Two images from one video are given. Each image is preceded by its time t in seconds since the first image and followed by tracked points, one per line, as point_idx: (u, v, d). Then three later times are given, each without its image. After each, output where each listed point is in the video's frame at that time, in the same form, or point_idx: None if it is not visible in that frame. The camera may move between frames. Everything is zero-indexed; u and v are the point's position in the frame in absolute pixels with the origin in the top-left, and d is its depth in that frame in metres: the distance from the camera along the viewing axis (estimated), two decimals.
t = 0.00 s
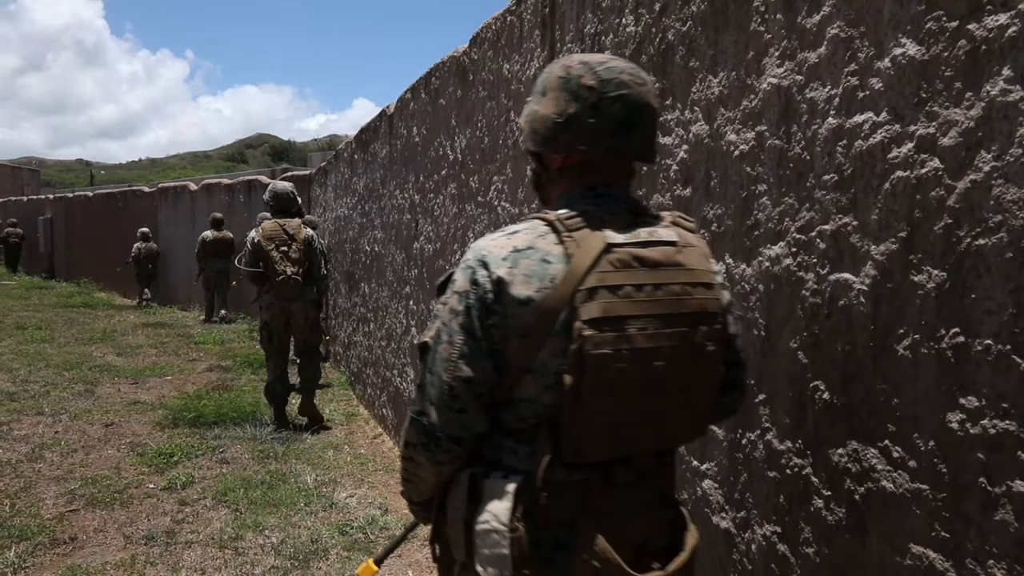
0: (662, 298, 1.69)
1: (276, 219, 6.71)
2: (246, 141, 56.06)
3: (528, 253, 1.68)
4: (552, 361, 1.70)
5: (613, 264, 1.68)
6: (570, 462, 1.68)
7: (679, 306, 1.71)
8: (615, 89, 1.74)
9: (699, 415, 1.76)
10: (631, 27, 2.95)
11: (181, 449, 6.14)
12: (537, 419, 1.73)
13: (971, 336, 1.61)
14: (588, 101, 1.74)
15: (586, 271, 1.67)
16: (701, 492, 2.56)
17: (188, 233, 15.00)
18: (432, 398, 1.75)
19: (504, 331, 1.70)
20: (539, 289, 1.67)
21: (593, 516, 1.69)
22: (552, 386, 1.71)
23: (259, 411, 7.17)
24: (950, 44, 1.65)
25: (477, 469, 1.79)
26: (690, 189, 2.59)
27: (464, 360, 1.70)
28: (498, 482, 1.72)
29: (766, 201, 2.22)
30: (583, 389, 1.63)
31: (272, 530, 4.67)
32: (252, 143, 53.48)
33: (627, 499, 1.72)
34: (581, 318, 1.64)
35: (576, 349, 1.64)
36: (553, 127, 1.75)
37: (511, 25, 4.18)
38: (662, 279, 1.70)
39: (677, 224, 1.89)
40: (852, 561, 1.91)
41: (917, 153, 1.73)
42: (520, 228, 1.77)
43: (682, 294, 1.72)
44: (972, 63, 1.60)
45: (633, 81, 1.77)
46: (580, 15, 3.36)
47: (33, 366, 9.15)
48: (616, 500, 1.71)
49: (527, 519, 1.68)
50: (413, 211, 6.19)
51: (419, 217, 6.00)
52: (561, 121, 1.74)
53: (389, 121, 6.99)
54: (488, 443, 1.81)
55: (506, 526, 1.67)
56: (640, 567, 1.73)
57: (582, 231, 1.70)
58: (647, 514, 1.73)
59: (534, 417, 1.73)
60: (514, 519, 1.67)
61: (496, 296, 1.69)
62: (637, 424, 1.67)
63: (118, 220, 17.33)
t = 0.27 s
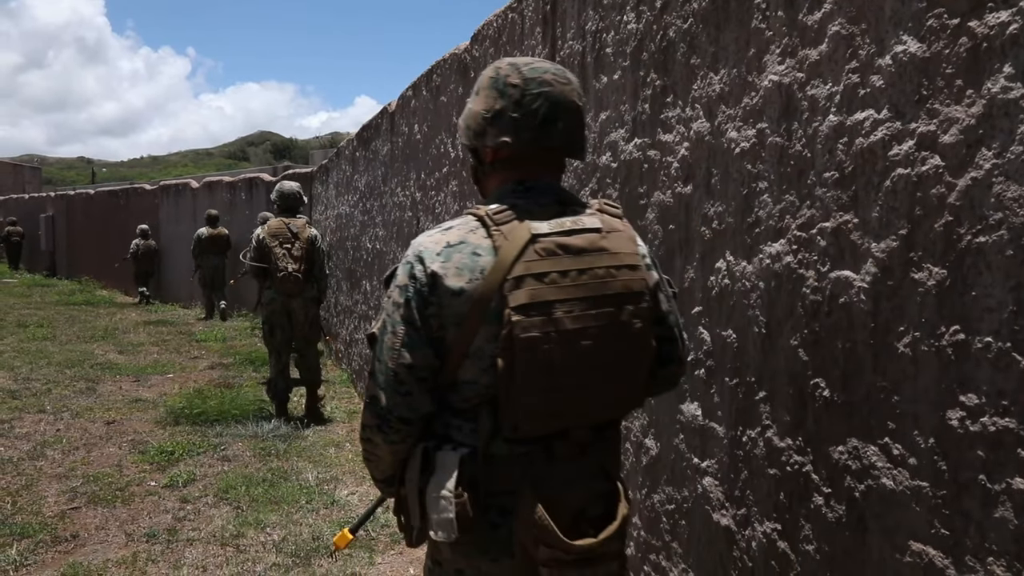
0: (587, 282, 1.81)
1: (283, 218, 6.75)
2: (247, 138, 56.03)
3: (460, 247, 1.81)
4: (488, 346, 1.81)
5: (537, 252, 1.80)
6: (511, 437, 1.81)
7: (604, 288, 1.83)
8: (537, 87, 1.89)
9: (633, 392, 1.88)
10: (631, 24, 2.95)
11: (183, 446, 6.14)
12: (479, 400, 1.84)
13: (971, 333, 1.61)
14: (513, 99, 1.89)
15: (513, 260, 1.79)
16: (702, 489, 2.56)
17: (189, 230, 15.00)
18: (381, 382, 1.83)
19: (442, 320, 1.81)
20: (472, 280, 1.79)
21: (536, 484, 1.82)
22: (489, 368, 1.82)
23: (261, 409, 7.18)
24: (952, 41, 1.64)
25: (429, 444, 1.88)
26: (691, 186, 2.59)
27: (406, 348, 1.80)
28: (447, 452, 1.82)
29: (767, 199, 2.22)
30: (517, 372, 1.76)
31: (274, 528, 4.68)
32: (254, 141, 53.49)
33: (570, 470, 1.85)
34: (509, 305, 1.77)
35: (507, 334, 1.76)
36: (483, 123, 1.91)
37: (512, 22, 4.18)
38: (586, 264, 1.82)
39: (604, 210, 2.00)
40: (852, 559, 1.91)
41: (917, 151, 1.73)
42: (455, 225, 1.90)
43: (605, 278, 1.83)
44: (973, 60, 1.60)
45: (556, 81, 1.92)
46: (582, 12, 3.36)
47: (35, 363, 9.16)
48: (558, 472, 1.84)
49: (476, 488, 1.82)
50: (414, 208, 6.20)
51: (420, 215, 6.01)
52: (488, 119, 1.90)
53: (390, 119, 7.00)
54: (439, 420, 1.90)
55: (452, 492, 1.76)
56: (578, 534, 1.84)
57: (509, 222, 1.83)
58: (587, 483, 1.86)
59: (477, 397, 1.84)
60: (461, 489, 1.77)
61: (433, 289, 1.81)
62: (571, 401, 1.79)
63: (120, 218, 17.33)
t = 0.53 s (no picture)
0: (540, 269, 1.92)
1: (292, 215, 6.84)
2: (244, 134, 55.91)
3: (421, 242, 1.94)
4: (452, 332, 1.93)
5: (493, 243, 1.92)
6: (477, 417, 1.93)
7: (558, 274, 1.94)
8: (489, 91, 2.01)
9: (593, 371, 1.98)
10: (627, 19, 2.95)
11: (179, 442, 6.14)
12: (446, 383, 1.97)
13: (966, 328, 1.61)
14: (467, 102, 2.02)
15: (470, 251, 1.91)
16: (698, 484, 2.56)
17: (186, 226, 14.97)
18: (356, 371, 1.96)
19: (408, 311, 1.94)
20: (433, 272, 1.92)
21: (505, 459, 1.92)
22: (453, 353, 1.94)
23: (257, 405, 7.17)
24: (948, 35, 1.64)
25: (405, 427, 1.99)
26: (687, 181, 2.59)
27: (377, 339, 1.93)
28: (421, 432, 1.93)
29: (763, 194, 2.21)
30: (477, 357, 1.87)
31: (271, 524, 4.67)
32: (250, 136, 53.41)
33: (539, 445, 1.95)
34: (467, 294, 1.89)
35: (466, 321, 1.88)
36: (441, 125, 2.04)
37: (508, 17, 4.17)
38: (539, 252, 1.93)
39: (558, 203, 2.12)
40: (848, 553, 1.91)
41: (914, 145, 1.73)
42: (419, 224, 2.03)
43: (558, 263, 1.94)
44: (970, 55, 1.60)
45: (508, 84, 2.04)
46: (578, 7, 3.35)
47: (31, 359, 9.15)
48: (526, 447, 1.94)
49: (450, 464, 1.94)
50: (411, 204, 6.19)
51: (417, 210, 6.01)
52: (445, 122, 2.03)
53: (386, 114, 6.99)
54: (414, 404, 2.02)
55: (427, 468, 1.86)
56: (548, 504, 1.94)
57: (466, 217, 1.96)
58: (555, 456, 1.96)
59: (444, 381, 1.96)
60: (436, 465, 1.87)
61: (398, 282, 1.94)
62: (533, 381, 1.90)
63: (115, 213, 17.30)
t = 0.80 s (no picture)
0: (535, 270, 2.09)
1: (297, 208, 7.11)
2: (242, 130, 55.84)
3: (425, 243, 2.09)
4: (452, 326, 2.07)
5: (492, 246, 2.09)
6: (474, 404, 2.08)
7: (550, 276, 2.11)
8: (491, 109, 2.17)
9: (581, 364, 2.16)
10: (626, 17, 2.95)
11: (175, 438, 6.13)
12: (444, 374, 2.11)
13: (963, 327, 1.61)
14: (470, 119, 2.17)
15: (471, 252, 2.07)
16: (694, 483, 2.56)
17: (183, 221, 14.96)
18: (362, 361, 2.09)
19: (411, 306, 2.09)
20: (436, 270, 2.07)
21: (501, 443, 2.10)
22: (453, 345, 2.08)
23: (254, 401, 7.17)
24: (946, 35, 1.64)
25: (406, 414, 2.14)
26: (686, 180, 2.59)
27: (383, 331, 2.07)
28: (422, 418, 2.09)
29: (761, 193, 2.21)
30: (477, 349, 2.03)
31: (267, 520, 4.67)
32: (248, 132, 53.34)
33: (530, 432, 2.13)
34: (468, 290, 2.04)
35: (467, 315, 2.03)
36: (444, 139, 2.20)
37: (506, 14, 4.16)
38: (534, 254, 2.10)
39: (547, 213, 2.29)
40: (845, 552, 1.91)
41: (912, 145, 1.73)
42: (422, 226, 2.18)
43: (551, 265, 2.11)
44: (967, 55, 1.60)
45: (508, 104, 2.20)
46: (577, 4, 3.34)
47: (27, 354, 9.13)
48: (518, 433, 2.11)
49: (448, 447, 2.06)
50: (409, 201, 6.19)
51: (415, 207, 6.00)
52: (449, 135, 2.19)
53: (384, 111, 6.99)
54: (414, 394, 2.16)
55: (429, 448, 2.01)
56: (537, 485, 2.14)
57: (467, 221, 2.11)
58: (544, 442, 2.15)
59: (443, 371, 2.11)
60: (437, 446, 2.02)
61: (404, 279, 2.08)
62: (528, 372, 2.06)
63: (113, 208, 17.27)
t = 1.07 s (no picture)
0: (549, 272, 2.34)
1: (296, 219, 7.23)
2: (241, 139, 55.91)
3: (455, 239, 2.32)
4: (473, 314, 2.31)
5: (513, 248, 2.34)
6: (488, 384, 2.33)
7: (558, 277, 2.36)
8: (522, 132, 2.47)
9: (577, 355, 2.44)
10: (625, 27, 2.96)
11: (174, 448, 6.12)
12: (460, 355, 2.35)
13: (962, 336, 1.62)
14: (502, 138, 2.46)
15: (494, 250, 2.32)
16: (695, 492, 2.56)
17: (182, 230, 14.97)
18: (389, 340, 2.32)
19: (437, 294, 2.32)
20: (464, 263, 2.30)
21: (507, 422, 2.37)
22: (472, 330, 2.32)
23: (253, 411, 7.17)
24: (942, 45, 1.65)
25: (422, 396, 2.37)
26: (685, 189, 2.59)
27: (412, 313, 2.30)
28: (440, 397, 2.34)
29: (760, 202, 2.22)
30: (494, 335, 2.28)
31: (266, 530, 4.66)
32: (248, 142, 53.41)
33: (533, 412, 2.42)
34: (490, 283, 2.29)
35: (487, 305, 2.29)
36: (477, 153, 2.47)
37: (506, 24, 4.18)
38: (549, 257, 2.36)
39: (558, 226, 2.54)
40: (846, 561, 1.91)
41: (909, 154, 1.74)
42: (450, 224, 2.41)
43: (563, 268, 2.37)
44: (962, 65, 1.61)
45: (535, 129, 2.50)
46: (576, 14, 3.36)
47: (26, 363, 9.13)
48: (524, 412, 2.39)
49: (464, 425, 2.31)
50: (408, 210, 6.20)
51: (414, 216, 6.01)
52: (482, 150, 2.47)
53: (384, 120, 7.01)
54: (429, 377, 2.39)
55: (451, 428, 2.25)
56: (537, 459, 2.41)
57: (492, 223, 2.36)
58: (542, 421, 2.43)
59: (459, 354, 2.35)
60: (455, 425, 2.26)
61: (433, 269, 2.32)
62: (535, 360, 2.33)
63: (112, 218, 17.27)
